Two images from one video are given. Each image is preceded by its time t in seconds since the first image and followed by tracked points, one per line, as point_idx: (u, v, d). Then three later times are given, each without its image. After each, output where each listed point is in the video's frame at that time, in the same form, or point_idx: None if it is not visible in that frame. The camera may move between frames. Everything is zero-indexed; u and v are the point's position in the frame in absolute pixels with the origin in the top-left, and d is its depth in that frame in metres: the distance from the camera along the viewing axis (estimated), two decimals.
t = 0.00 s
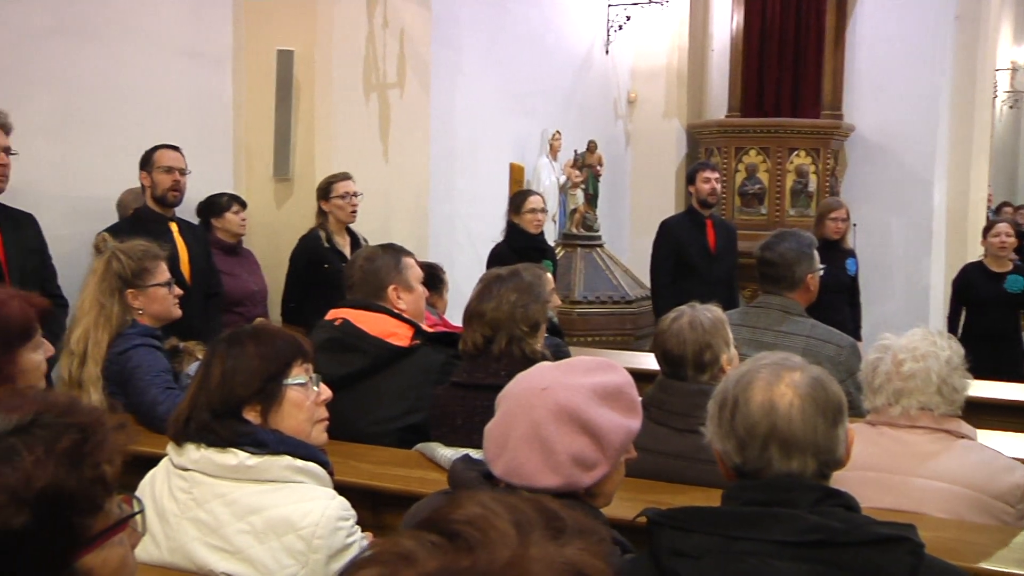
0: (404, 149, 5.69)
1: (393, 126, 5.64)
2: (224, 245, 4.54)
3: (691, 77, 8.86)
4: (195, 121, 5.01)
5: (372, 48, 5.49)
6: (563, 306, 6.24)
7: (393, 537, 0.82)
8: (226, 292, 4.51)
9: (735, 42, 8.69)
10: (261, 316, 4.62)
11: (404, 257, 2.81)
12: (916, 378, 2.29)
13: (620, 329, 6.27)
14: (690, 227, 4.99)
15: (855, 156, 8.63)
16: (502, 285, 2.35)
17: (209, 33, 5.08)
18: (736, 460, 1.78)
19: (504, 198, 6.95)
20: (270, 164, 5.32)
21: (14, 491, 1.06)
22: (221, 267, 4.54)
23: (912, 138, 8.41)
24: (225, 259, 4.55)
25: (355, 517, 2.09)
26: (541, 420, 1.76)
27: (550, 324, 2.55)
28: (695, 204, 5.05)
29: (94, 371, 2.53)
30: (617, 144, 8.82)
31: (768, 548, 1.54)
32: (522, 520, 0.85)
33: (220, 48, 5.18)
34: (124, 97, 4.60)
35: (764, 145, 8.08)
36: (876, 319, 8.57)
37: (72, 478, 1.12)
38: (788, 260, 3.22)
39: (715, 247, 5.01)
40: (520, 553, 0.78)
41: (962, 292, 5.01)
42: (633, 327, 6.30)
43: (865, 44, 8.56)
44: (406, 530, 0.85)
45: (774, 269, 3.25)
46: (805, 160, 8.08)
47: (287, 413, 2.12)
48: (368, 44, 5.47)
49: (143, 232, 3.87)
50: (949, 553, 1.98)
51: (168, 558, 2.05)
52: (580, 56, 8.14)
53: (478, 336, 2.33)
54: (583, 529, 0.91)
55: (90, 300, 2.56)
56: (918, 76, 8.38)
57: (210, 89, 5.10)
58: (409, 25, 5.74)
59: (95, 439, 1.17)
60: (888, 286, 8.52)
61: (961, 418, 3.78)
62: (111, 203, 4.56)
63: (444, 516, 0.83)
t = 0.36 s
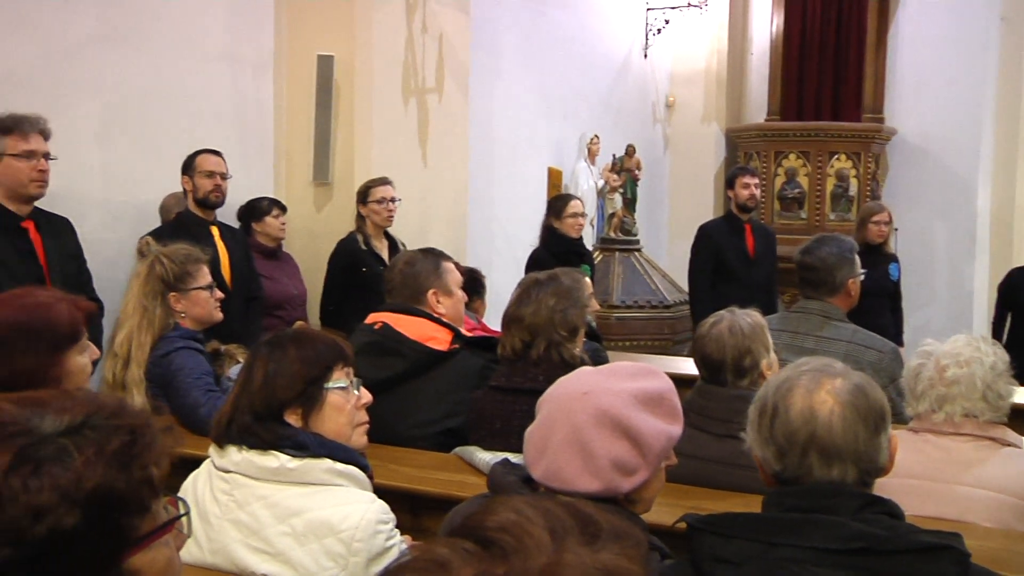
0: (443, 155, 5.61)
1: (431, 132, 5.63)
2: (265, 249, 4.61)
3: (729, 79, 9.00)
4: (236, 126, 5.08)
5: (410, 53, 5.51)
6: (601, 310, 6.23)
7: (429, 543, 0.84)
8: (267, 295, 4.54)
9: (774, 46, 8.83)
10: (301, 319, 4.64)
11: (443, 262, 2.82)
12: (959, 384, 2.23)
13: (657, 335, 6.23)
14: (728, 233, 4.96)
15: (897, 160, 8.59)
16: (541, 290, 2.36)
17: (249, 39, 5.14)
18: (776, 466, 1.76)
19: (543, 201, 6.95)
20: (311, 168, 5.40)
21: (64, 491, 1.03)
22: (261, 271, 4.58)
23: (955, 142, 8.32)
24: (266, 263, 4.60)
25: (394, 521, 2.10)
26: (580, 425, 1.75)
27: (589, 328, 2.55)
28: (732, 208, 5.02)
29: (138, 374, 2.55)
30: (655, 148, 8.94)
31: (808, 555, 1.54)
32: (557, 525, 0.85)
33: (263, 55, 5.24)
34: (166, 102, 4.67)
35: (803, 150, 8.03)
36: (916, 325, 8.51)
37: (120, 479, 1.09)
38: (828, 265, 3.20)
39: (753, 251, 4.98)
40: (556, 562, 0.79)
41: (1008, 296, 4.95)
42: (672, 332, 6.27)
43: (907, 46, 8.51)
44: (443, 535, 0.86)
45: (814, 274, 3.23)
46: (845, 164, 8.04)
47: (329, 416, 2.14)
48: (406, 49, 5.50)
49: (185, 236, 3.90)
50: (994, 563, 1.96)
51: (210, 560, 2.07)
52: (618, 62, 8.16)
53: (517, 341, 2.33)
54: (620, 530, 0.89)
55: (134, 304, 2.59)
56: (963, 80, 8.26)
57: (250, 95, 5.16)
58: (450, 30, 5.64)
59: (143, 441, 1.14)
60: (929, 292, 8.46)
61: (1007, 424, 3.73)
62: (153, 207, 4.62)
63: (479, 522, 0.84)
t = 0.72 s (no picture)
0: (475, 158, 5.68)
1: (463, 134, 5.65)
2: (296, 253, 4.63)
3: (762, 82, 8.96)
4: (270, 130, 5.12)
5: (442, 59, 5.52)
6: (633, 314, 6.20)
7: (463, 547, 0.85)
8: (297, 299, 4.57)
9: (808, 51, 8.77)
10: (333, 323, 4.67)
11: (475, 266, 2.82)
12: (997, 391, 2.17)
13: (688, 339, 6.22)
14: (760, 237, 4.95)
15: (931, 165, 8.50)
16: (572, 295, 2.35)
17: (284, 45, 5.18)
18: (810, 472, 1.74)
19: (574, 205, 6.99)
20: (342, 173, 5.38)
21: (105, 492, 1.04)
22: (293, 274, 4.61)
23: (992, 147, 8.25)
24: (298, 268, 4.62)
25: (425, 525, 2.10)
26: (612, 429, 1.72)
27: (620, 332, 2.55)
28: (765, 213, 5.02)
29: (172, 377, 2.57)
30: (687, 152, 8.94)
31: (844, 563, 1.54)
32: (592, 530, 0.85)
33: (295, 59, 5.26)
34: (199, 106, 4.70)
35: (836, 154, 7.99)
36: (951, 330, 8.45)
37: (161, 481, 1.09)
38: (863, 270, 3.18)
39: (785, 255, 4.97)
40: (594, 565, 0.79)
41: None
42: (702, 337, 6.24)
43: (942, 50, 8.43)
44: (479, 539, 0.87)
45: (848, 279, 3.21)
46: (879, 167, 7.98)
47: (362, 420, 2.15)
48: (439, 54, 5.50)
49: (219, 241, 3.95)
50: None
51: (243, 561, 2.08)
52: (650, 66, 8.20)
53: (548, 347, 2.32)
54: (654, 536, 0.88)
55: (169, 307, 2.61)
56: (999, 83, 8.20)
57: (282, 100, 5.19)
58: (481, 34, 5.73)
59: (182, 445, 1.14)
60: (964, 297, 8.39)
61: None
62: (187, 211, 4.65)
63: (516, 526, 0.85)
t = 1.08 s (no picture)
0: (507, 161, 5.76)
1: (496, 137, 5.72)
2: (329, 255, 4.68)
3: (795, 86, 9.03)
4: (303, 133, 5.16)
5: (474, 60, 5.60)
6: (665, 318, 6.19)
7: (503, 547, 0.85)
8: (331, 302, 4.59)
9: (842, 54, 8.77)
10: (365, 325, 4.69)
11: (509, 269, 2.83)
12: None
13: (721, 342, 6.18)
14: (794, 239, 4.92)
15: (969, 167, 8.42)
16: (605, 298, 2.35)
17: (317, 48, 5.16)
18: (845, 477, 1.72)
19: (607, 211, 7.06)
20: (375, 176, 5.35)
21: (143, 493, 1.05)
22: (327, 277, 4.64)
23: None
24: (331, 269, 4.65)
25: (459, 528, 2.10)
26: (643, 432, 1.66)
27: (653, 336, 2.54)
28: (799, 215, 4.98)
29: (206, 378, 2.58)
30: (720, 153, 9.11)
31: (882, 569, 1.52)
32: (632, 533, 0.84)
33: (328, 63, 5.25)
34: (233, 109, 4.73)
35: (871, 156, 7.93)
36: (988, 334, 8.37)
37: (197, 482, 1.10)
38: (899, 273, 3.16)
39: (819, 259, 4.93)
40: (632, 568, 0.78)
41: None
42: (736, 340, 6.20)
43: (981, 50, 8.37)
44: (516, 540, 0.87)
45: (883, 283, 3.19)
46: (915, 170, 7.91)
47: (395, 422, 2.16)
48: (471, 56, 5.58)
49: (254, 243, 3.97)
50: None
51: (277, 562, 2.08)
52: (684, 67, 8.34)
53: (581, 351, 2.32)
54: (694, 541, 0.87)
55: (203, 308, 2.62)
56: None
57: (317, 103, 5.20)
58: (513, 37, 5.82)
59: (218, 446, 1.14)
60: (1001, 301, 8.31)
61: None
62: (221, 214, 4.68)
63: (556, 528, 0.85)
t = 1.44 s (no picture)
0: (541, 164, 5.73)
1: (530, 141, 5.69)
2: (364, 258, 4.68)
3: (831, 86, 9.05)
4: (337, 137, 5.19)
5: (509, 64, 5.56)
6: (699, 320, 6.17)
7: (539, 549, 0.84)
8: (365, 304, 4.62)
9: (878, 53, 8.81)
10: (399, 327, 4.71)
11: (543, 271, 2.82)
12: None
13: (757, 345, 6.14)
14: (829, 240, 4.88)
15: (1009, 168, 8.38)
16: (638, 300, 2.33)
17: (352, 49, 5.25)
18: (883, 481, 1.71)
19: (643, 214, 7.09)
20: (410, 178, 5.44)
21: (182, 492, 1.06)
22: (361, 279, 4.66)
23: None
24: (365, 271, 4.67)
25: (493, 529, 2.11)
26: (678, 435, 1.64)
27: (687, 338, 2.53)
28: (834, 216, 4.93)
29: (243, 379, 2.60)
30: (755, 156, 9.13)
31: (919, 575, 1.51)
32: (667, 538, 0.83)
33: (360, 64, 5.31)
34: (267, 112, 4.77)
35: (909, 158, 7.86)
36: None
37: (234, 482, 1.10)
38: (936, 276, 3.13)
39: (855, 260, 4.90)
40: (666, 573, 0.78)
41: None
42: (771, 343, 6.16)
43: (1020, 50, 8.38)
44: (550, 543, 0.86)
45: (920, 285, 3.16)
46: (953, 171, 7.83)
47: (430, 424, 2.16)
48: (505, 59, 5.54)
49: (289, 245, 4.00)
50: None
51: (313, 562, 2.09)
52: (718, 69, 8.33)
53: (615, 354, 2.32)
54: (729, 545, 0.86)
55: (240, 310, 2.64)
56: None
57: (351, 105, 5.25)
58: (546, 39, 5.76)
59: (256, 445, 1.14)
60: None
61: None
62: (257, 216, 4.72)
63: (591, 530, 0.84)
